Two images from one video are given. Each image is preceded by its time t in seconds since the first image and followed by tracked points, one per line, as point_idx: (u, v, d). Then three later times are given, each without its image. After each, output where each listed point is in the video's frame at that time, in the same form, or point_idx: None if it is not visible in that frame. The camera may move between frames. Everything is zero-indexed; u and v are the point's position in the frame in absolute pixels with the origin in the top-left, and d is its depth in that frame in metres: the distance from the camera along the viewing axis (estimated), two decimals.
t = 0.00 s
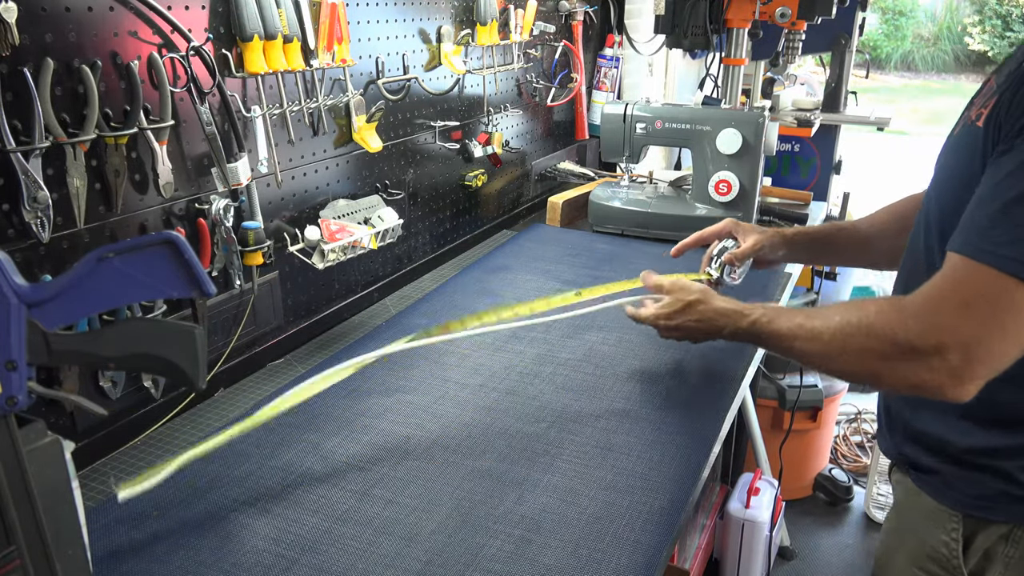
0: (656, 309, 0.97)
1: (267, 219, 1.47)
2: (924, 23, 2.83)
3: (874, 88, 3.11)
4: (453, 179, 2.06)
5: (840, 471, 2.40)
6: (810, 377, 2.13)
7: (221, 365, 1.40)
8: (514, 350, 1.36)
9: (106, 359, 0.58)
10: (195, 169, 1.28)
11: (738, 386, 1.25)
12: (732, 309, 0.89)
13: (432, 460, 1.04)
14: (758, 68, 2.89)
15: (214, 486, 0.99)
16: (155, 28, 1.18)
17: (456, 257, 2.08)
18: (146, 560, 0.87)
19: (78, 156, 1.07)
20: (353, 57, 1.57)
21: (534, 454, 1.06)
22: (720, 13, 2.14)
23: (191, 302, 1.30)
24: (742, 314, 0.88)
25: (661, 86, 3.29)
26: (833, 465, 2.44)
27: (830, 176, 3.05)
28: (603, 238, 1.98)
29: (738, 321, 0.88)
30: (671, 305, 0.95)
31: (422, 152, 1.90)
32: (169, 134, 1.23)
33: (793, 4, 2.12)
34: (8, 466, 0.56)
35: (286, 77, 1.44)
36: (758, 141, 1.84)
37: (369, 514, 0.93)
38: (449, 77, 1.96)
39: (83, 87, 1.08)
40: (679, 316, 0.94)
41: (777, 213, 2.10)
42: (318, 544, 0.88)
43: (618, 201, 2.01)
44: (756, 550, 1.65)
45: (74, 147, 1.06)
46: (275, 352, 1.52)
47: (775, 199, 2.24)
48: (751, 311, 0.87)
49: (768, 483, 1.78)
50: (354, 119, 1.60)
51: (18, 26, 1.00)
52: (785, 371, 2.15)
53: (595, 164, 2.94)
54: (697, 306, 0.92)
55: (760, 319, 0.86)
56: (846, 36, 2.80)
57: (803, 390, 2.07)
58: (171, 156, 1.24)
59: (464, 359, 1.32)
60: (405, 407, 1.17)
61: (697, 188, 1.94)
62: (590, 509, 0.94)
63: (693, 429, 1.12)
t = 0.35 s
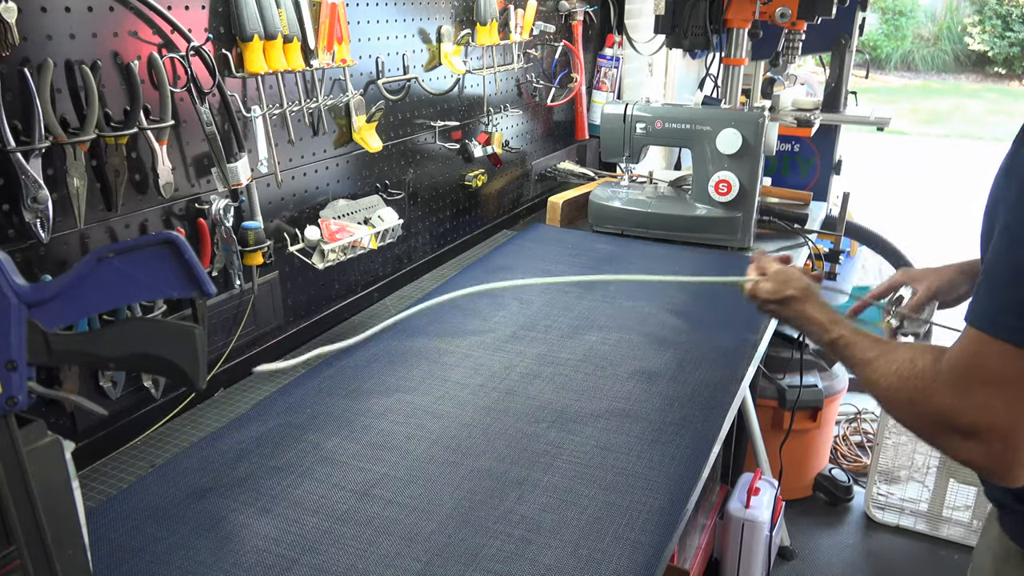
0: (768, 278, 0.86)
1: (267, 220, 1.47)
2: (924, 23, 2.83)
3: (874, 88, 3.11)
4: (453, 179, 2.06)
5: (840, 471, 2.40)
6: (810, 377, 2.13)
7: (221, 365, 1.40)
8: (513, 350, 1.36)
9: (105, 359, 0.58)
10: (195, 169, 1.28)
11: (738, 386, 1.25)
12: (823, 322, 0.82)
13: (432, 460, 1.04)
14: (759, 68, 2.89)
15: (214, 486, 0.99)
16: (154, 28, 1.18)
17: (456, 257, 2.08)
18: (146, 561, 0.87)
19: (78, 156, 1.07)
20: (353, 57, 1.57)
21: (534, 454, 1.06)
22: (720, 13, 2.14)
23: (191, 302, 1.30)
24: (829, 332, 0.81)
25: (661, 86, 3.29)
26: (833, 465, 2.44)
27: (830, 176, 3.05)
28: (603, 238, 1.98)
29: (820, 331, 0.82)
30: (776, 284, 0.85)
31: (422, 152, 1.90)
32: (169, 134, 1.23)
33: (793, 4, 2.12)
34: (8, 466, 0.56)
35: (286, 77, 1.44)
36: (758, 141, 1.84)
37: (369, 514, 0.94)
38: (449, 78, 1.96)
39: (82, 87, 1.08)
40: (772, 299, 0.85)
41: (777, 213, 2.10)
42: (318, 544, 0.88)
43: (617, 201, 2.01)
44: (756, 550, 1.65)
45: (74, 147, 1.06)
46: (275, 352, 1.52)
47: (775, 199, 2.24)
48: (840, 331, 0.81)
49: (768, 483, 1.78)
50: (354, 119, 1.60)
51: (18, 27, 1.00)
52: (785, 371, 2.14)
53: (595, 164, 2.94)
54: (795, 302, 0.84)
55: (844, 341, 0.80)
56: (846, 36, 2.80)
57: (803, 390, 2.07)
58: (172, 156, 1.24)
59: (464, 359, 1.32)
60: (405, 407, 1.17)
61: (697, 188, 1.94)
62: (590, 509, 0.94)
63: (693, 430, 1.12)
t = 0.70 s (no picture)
0: (911, 239, 1.05)
1: (267, 220, 1.47)
2: (924, 23, 2.83)
3: (874, 88, 3.11)
4: (453, 179, 2.06)
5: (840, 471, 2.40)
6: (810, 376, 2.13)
7: (222, 365, 1.40)
8: (513, 350, 1.36)
9: (105, 359, 0.58)
10: (196, 169, 1.28)
11: (738, 386, 1.25)
12: (935, 267, 1.01)
13: (431, 460, 1.04)
14: (759, 67, 2.89)
15: (214, 486, 0.99)
16: (154, 29, 1.18)
17: (456, 257, 2.08)
18: (146, 561, 0.86)
19: (78, 156, 1.07)
20: (353, 57, 1.57)
21: (534, 454, 1.06)
22: (720, 13, 2.14)
23: (191, 302, 1.30)
24: (939, 272, 1.00)
25: (661, 86, 3.29)
26: (833, 465, 2.44)
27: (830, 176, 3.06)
28: (603, 238, 1.98)
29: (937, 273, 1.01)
30: (914, 243, 1.05)
31: (422, 152, 1.90)
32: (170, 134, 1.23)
33: (793, 4, 2.12)
34: (8, 466, 0.56)
35: (286, 77, 1.44)
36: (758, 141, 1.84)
37: (369, 514, 0.93)
38: (449, 78, 1.96)
39: (83, 87, 1.08)
40: (906, 252, 1.04)
41: (777, 213, 2.09)
42: (318, 544, 0.88)
43: (617, 201, 2.01)
44: (757, 550, 1.65)
45: (74, 147, 1.06)
46: (275, 352, 1.52)
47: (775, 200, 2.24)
48: (950, 270, 1.00)
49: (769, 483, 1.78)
50: (354, 119, 1.60)
51: (18, 27, 1.00)
52: (784, 370, 2.13)
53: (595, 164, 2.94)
54: (919, 255, 1.03)
55: (959, 275, 0.99)
56: (846, 36, 2.80)
57: (803, 390, 2.07)
58: (172, 156, 1.24)
59: (464, 359, 1.32)
60: (405, 407, 1.17)
61: (697, 188, 1.94)
62: (591, 509, 0.94)
63: (693, 430, 1.12)
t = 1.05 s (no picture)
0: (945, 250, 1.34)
1: (267, 220, 1.47)
2: (924, 23, 2.83)
3: (874, 88, 3.11)
4: (453, 179, 2.06)
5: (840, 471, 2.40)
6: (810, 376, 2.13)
7: (222, 365, 1.40)
8: (513, 350, 1.36)
9: (105, 359, 0.58)
10: (195, 169, 1.28)
11: (738, 386, 1.25)
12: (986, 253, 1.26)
13: (432, 460, 1.04)
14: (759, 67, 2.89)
15: (214, 486, 0.99)
16: (154, 29, 1.18)
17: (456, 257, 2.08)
18: (147, 560, 0.87)
19: (78, 156, 1.07)
20: (353, 57, 1.57)
21: (534, 454, 1.06)
22: (720, 13, 2.14)
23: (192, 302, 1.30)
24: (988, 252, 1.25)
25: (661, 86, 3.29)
26: (833, 465, 2.44)
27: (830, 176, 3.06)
28: (603, 238, 1.98)
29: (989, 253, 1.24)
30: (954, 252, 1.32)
31: (422, 152, 1.90)
32: (169, 134, 1.23)
33: (793, 4, 2.11)
34: (8, 466, 0.56)
35: (286, 77, 1.44)
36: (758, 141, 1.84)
37: (369, 514, 0.93)
38: (449, 78, 1.96)
39: (83, 87, 1.08)
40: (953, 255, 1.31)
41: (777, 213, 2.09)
42: (318, 544, 0.88)
43: (617, 201, 2.01)
44: (757, 550, 1.65)
45: (74, 147, 1.06)
46: (275, 352, 1.52)
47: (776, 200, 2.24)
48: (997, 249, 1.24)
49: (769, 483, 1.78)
50: (354, 119, 1.60)
51: (18, 27, 1.00)
52: (785, 370, 2.12)
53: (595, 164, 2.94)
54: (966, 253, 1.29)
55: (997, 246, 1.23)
56: (846, 36, 2.80)
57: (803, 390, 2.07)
58: (172, 156, 1.24)
59: (464, 358, 1.32)
60: (404, 407, 1.17)
61: (698, 188, 1.94)
62: (591, 509, 0.94)
63: (692, 430, 1.12)
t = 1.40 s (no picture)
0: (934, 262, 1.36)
1: (267, 220, 1.47)
2: (924, 23, 2.85)
3: (874, 88, 3.11)
4: (453, 179, 2.06)
5: (840, 471, 2.40)
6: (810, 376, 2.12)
7: (222, 365, 1.40)
8: (513, 350, 1.36)
9: (106, 359, 0.58)
10: (195, 169, 1.28)
11: (738, 386, 1.25)
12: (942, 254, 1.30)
13: (432, 460, 1.04)
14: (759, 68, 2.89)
15: (214, 486, 0.99)
16: (154, 29, 1.18)
17: (456, 258, 2.09)
18: (146, 560, 0.87)
19: (78, 156, 1.07)
20: (353, 57, 1.57)
21: (534, 454, 1.06)
22: (720, 13, 2.15)
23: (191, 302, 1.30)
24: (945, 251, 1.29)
25: (661, 86, 3.29)
26: (833, 465, 2.45)
27: (830, 176, 3.06)
28: (603, 238, 1.98)
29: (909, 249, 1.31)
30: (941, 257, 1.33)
31: (422, 152, 1.90)
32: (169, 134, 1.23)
33: (793, 4, 2.10)
34: (8, 465, 0.56)
35: (286, 77, 1.44)
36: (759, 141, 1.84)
37: (369, 514, 0.94)
38: (449, 77, 1.96)
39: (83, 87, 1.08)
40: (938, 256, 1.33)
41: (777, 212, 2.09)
42: (318, 544, 0.88)
43: (617, 201, 2.01)
44: (756, 550, 1.65)
45: (74, 147, 1.06)
46: (275, 352, 1.52)
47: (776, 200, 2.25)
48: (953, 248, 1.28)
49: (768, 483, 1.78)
50: (354, 119, 1.60)
51: (18, 27, 1.00)
52: (785, 370, 2.12)
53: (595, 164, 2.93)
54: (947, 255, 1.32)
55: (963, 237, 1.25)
56: (846, 36, 2.80)
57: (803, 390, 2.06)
58: (172, 156, 1.24)
59: (464, 358, 1.33)
60: (404, 406, 1.18)
61: (698, 188, 1.94)
62: (591, 509, 0.94)
63: (692, 430, 1.12)
